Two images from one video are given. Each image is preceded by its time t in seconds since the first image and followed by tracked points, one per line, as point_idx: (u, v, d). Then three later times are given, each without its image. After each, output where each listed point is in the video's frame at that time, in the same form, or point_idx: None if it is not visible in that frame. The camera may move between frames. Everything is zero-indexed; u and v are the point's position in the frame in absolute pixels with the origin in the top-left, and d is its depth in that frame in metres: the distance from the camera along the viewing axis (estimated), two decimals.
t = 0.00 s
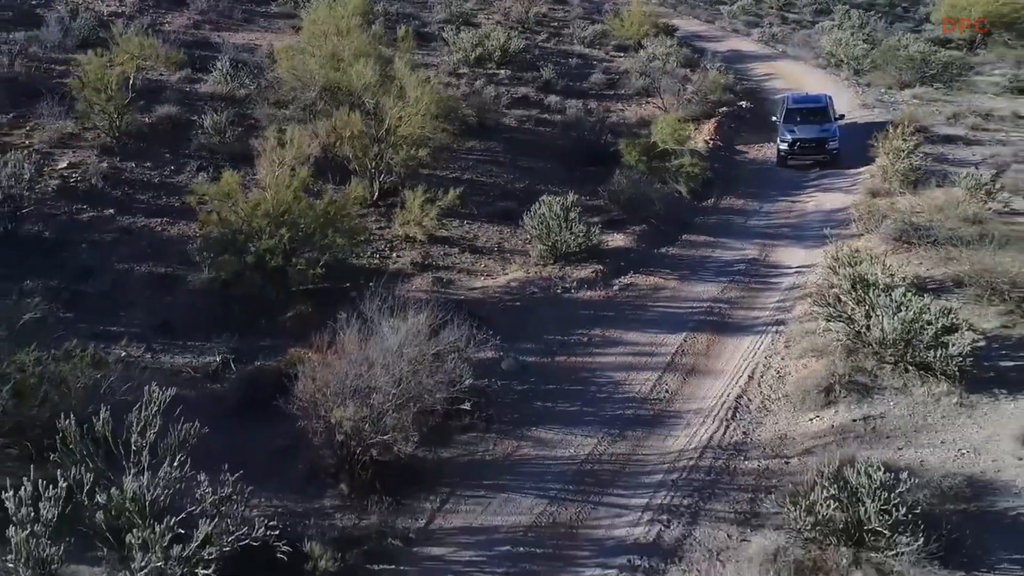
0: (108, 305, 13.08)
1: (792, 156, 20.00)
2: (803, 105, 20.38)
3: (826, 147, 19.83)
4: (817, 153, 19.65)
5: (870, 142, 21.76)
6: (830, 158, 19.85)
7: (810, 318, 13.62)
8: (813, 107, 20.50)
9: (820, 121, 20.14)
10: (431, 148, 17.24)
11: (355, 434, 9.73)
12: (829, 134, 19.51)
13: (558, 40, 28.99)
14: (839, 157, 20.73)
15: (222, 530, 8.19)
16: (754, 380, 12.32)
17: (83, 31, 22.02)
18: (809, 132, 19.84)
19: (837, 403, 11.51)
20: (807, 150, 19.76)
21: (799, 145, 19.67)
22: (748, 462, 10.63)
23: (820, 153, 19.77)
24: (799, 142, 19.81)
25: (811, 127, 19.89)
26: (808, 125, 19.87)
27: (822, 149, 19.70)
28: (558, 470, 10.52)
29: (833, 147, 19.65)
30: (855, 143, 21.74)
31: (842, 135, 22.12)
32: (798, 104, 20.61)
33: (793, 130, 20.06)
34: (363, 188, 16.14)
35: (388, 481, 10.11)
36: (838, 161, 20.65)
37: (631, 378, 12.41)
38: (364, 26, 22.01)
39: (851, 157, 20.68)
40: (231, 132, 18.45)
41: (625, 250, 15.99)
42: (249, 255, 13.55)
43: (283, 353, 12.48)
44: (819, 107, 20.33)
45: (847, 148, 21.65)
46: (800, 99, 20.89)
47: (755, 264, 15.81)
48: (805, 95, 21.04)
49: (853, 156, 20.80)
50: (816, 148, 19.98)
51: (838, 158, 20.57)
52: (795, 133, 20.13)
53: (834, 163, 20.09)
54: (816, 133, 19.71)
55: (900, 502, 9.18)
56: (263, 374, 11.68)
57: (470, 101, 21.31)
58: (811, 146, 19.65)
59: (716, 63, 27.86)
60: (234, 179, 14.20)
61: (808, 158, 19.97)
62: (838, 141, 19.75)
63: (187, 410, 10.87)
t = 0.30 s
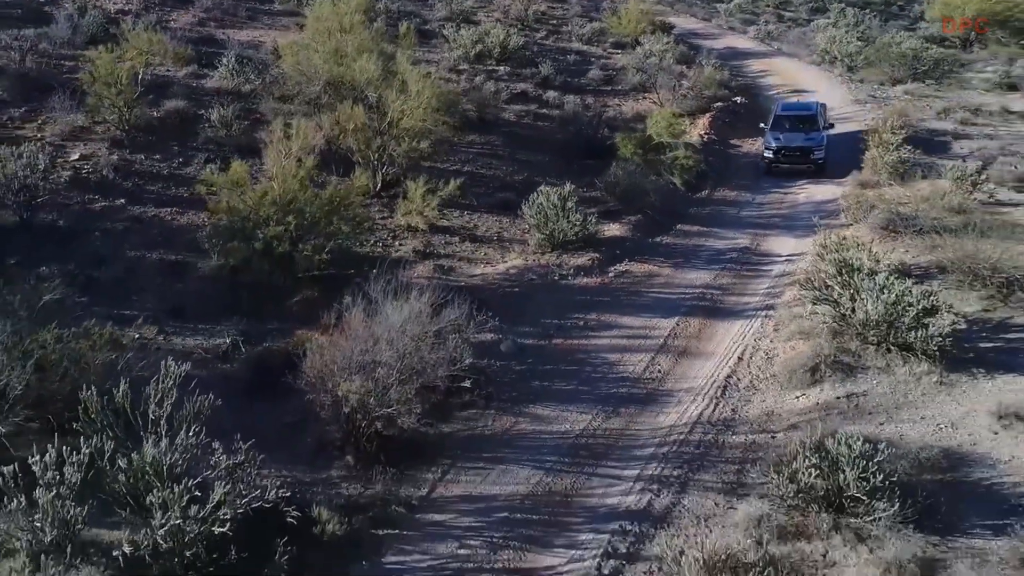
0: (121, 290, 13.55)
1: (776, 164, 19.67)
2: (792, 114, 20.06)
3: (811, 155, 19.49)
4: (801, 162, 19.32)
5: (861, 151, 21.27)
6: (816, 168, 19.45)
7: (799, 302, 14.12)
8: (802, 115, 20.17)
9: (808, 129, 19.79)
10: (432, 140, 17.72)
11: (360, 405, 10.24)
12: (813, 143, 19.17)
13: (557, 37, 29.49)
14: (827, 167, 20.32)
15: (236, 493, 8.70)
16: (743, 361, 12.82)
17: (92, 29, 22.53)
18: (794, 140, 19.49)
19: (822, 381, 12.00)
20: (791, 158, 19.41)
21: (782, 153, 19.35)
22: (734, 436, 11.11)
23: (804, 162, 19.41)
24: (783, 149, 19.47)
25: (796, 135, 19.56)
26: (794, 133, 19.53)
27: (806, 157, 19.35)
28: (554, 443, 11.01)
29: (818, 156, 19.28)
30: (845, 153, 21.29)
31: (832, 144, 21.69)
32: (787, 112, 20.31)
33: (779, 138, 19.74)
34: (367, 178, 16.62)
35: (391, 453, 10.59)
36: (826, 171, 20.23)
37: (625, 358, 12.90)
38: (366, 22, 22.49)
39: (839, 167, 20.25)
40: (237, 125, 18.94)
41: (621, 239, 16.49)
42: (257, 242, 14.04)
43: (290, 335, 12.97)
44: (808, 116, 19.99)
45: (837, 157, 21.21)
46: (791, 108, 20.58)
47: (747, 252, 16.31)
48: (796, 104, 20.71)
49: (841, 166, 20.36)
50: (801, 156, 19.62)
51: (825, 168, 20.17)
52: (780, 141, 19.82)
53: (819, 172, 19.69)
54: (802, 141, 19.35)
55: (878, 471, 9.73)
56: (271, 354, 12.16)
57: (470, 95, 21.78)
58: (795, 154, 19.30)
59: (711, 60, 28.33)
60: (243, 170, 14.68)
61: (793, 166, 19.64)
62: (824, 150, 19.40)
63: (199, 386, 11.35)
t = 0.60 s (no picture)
0: (132, 277, 13.96)
1: (757, 173, 19.14)
2: (777, 122, 19.52)
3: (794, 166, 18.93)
4: (783, 172, 18.77)
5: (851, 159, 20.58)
6: (798, 179, 18.89)
7: (789, 289, 14.58)
8: (787, 124, 19.63)
9: (791, 139, 19.23)
10: (433, 133, 18.18)
11: (365, 382, 10.70)
12: (795, 153, 18.62)
13: (556, 34, 29.97)
14: (812, 177, 19.74)
15: (247, 461, 9.22)
16: (734, 344, 13.28)
17: (100, 26, 23.03)
18: (776, 149, 18.95)
19: (809, 362, 12.46)
20: (772, 168, 18.88)
21: (763, 163, 18.83)
22: (724, 415, 11.56)
23: (786, 172, 18.87)
24: (765, 159, 18.94)
25: (779, 145, 19.03)
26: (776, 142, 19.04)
27: (788, 168, 18.81)
28: (550, 421, 11.46)
29: (800, 167, 18.73)
30: (834, 162, 20.62)
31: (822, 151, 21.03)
32: (772, 120, 19.78)
33: (761, 147, 19.21)
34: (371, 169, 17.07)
35: (395, 429, 11.03)
36: (810, 181, 19.65)
37: (620, 342, 13.37)
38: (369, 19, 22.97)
39: (825, 177, 19.64)
40: (243, 120, 19.41)
41: (617, 230, 16.94)
42: (265, 229, 14.64)
43: (296, 319, 13.43)
44: (793, 125, 19.45)
45: (825, 166, 20.57)
46: (778, 116, 20.03)
47: (740, 242, 16.77)
48: (784, 113, 20.17)
49: (826, 175, 19.76)
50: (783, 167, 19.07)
51: (810, 178, 19.59)
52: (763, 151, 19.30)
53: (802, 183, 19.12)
54: (783, 151, 18.81)
55: (859, 444, 10.19)
56: (279, 337, 12.60)
57: (470, 91, 22.25)
58: (776, 165, 18.77)
59: (708, 56, 28.81)
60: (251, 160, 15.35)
61: (775, 177, 19.10)
62: (807, 160, 18.83)
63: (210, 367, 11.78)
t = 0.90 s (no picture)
0: (142, 265, 14.39)
1: (735, 186, 18.59)
2: (759, 133, 18.93)
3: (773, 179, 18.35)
4: (760, 186, 18.20)
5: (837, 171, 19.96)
6: (776, 192, 18.30)
7: (779, 277, 15.01)
8: (770, 135, 19.06)
9: (772, 151, 18.66)
10: (434, 127, 18.60)
11: (369, 362, 11.16)
12: (773, 166, 18.05)
13: (554, 32, 30.41)
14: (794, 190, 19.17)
15: (257, 435, 9.68)
16: (725, 329, 13.73)
17: (107, 24, 23.47)
18: (755, 162, 18.40)
19: (797, 345, 12.90)
20: (750, 181, 18.33)
21: (740, 175, 18.28)
22: (714, 395, 12.00)
23: (764, 185, 18.31)
24: (742, 171, 18.40)
25: (759, 157, 18.47)
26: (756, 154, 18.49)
27: (766, 181, 18.24)
28: (546, 402, 11.89)
29: (779, 181, 18.16)
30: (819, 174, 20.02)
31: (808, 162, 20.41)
32: (756, 130, 19.20)
33: (740, 158, 18.66)
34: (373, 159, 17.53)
35: (397, 409, 11.45)
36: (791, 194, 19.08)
37: (615, 327, 13.80)
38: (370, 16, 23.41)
39: (806, 190, 19.06)
40: (248, 115, 19.84)
41: (613, 221, 17.38)
42: (271, 219, 15.02)
43: (301, 305, 13.86)
44: (776, 136, 18.88)
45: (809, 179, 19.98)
46: (763, 126, 19.45)
47: (733, 233, 17.22)
48: (770, 122, 19.59)
49: (809, 188, 19.18)
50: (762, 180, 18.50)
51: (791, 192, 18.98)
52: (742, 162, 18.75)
53: (781, 196, 18.56)
54: (762, 164, 18.25)
55: (841, 421, 10.64)
56: (284, 322, 13.04)
57: (470, 87, 22.68)
58: (753, 178, 18.23)
59: (704, 54, 29.24)
60: (257, 151, 15.53)
61: (753, 189, 18.53)
62: (786, 174, 18.25)
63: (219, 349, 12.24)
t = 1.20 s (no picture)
0: (152, 252, 14.86)
1: (707, 198, 18.11)
2: (735, 143, 18.40)
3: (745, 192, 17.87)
4: (731, 199, 17.74)
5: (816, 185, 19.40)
6: (748, 207, 17.82)
7: (770, 265, 15.50)
8: (747, 146, 18.51)
9: (747, 163, 18.14)
10: (434, 121, 19.09)
11: (372, 341, 11.66)
12: (745, 179, 17.54)
13: (553, 30, 30.91)
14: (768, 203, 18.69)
15: (266, 408, 10.17)
16: (716, 313, 14.22)
17: (114, 21, 23.99)
18: (727, 174, 17.90)
19: (785, 328, 13.38)
20: (721, 194, 17.85)
21: (711, 187, 17.81)
22: (704, 375, 12.50)
23: (735, 199, 17.83)
24: (713, 183, 17.92)
25: (732, 169, 17.97)
26: (729, 166, 18.00)
27: (737, 195, 17.76)
28: (543, 381, 12.37)
29: (751, 195, 17.67)
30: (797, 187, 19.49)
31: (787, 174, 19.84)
32: (733, 140, 18.67)
33: (713, 169, 18.15)
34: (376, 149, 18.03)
35: (400, 387, 11.93)
36: (765, 207, 18.59)
37: (610, 312, 14.29)
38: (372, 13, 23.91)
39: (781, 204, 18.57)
40: (253, 110, 20.33)
41: (609, 212, 17.87)
42: (277, 209, 15.48)
43: (307, 291, 14.32)
44: (753, 148, 18.34)
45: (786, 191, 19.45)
46: (741, 136, 18.90)
47: (726, 223, 17.72)
48: (748, 133, 19.01)
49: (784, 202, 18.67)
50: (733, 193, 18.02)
51: (765, 206, 18.49)
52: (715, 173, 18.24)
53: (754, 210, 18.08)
54: (734, 177, 17.76)
55: (825, 397, 11.14)
56: (291, 306, 13.50)
57: (470, 83, 23.17)
58: (724, 191, 17.74)
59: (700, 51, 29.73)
60: (264, 143, 15.99)
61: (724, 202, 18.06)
62: (759, 188, 17.75)
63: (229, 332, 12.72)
